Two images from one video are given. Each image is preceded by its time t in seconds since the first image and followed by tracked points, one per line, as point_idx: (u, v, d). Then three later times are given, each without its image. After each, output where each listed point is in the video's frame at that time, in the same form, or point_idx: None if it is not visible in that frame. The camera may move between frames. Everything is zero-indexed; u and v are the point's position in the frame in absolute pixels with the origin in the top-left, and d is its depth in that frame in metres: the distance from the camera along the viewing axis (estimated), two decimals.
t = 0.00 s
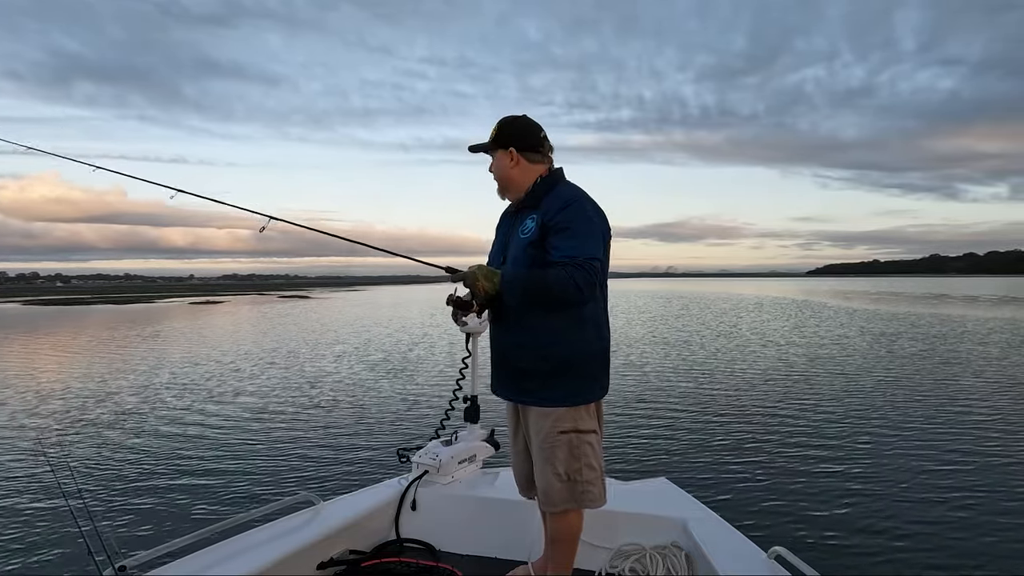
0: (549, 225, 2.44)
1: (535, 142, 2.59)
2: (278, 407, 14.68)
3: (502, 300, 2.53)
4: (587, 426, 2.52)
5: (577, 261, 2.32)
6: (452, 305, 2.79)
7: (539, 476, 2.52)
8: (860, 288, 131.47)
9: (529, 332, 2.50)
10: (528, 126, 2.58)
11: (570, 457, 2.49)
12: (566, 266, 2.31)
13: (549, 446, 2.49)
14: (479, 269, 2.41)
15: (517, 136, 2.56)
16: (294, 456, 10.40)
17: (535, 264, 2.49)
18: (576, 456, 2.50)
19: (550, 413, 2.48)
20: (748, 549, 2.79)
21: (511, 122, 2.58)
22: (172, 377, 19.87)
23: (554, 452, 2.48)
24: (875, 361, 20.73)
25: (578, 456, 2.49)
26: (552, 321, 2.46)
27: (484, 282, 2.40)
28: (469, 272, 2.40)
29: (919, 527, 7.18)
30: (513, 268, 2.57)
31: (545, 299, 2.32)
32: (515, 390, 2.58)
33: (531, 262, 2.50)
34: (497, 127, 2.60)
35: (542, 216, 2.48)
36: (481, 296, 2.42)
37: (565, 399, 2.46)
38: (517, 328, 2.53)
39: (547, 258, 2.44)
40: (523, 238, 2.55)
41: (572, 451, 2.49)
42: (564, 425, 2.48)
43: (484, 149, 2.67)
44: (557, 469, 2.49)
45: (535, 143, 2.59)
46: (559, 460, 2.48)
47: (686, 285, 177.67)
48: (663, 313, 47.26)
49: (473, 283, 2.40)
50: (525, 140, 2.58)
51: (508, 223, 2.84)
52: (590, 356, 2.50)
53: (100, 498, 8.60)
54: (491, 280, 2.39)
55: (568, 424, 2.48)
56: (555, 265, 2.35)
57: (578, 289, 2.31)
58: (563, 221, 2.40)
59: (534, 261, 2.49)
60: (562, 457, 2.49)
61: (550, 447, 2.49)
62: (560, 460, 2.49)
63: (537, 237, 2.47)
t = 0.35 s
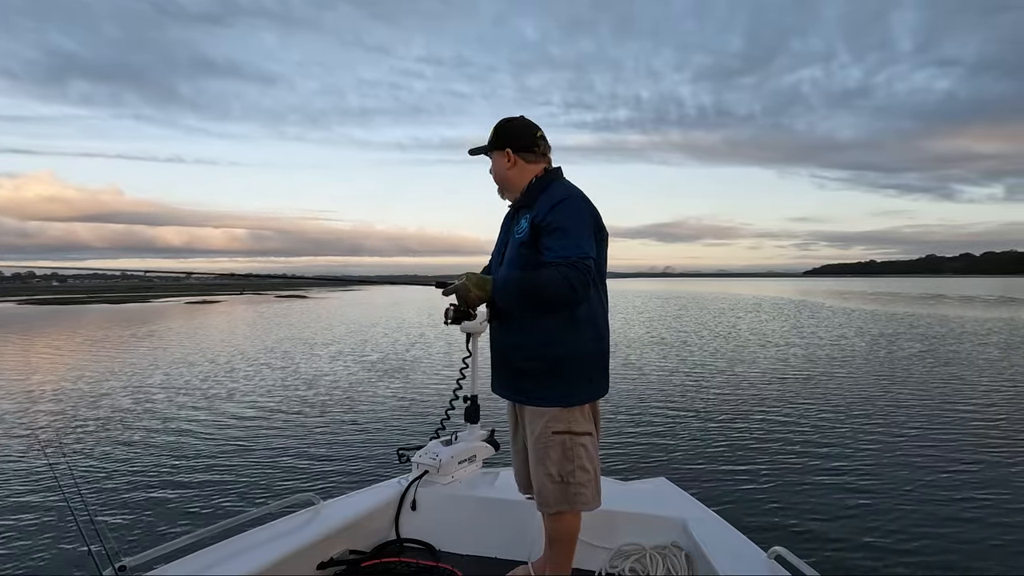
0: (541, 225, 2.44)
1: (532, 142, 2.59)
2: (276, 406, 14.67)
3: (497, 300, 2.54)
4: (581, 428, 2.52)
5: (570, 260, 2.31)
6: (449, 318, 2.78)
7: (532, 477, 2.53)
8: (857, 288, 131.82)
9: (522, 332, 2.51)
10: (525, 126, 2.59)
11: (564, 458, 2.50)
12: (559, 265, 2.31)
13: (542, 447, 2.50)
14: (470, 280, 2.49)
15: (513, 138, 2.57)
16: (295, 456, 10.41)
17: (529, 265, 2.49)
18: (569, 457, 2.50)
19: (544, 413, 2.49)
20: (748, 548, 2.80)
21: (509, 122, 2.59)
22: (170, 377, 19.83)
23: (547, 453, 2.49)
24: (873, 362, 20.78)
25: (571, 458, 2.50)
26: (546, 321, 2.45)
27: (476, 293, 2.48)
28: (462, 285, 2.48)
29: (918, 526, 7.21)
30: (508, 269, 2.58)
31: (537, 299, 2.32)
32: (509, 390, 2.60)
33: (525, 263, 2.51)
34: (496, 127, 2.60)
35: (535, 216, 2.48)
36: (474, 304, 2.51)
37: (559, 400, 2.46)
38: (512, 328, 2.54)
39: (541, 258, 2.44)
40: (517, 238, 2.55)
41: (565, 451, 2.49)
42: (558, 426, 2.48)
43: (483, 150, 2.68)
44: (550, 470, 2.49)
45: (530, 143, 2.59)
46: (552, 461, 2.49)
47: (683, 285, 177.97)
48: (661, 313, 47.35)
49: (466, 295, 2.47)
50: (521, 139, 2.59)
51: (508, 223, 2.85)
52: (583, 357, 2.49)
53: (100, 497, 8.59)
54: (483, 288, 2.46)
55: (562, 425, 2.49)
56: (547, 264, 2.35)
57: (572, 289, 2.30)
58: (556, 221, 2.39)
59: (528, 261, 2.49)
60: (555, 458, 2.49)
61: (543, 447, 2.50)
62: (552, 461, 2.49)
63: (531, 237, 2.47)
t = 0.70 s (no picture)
0: (545, 224, 2.45)
1: (542, 142, 2.61)
2: (275, 407, 14.66)
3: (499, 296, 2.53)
4: (584, 428, 2.52)
5: (574, 258, 2.33)
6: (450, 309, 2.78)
7: (535, 477, 2.53)
8: (854, 288, 132.12)
9: (524, 330, 2.51)
10: (539, 125, 2.61)
11: (566, 458, 2.50)
12: (564, 263, 2.32)
13: (545, 447, 2.50)
14: (476, 270, 2.47)
15: (525, 135, 2.58)
16: (295, 456, 10.42)
17: (533, 264, 2.49)
18: (572, 457, 2.50)
19: (547, 413, 2.49)
20: (749, 549, 2.81)
21: (525, 118, 2.58)
22: (168, 377, 19.82)
23: (551, 453, 2.49)
24: (871, 362, 20.81)
25: (574, 458, 2.50)
26: (547, 319, 2.46)
27: (481, 283, 2.46)
28: (467, 273, 2.46)
29: (917, 528, 7.24)
30: (512, 266, 2.57)
31: (540, 296, 2.32)
32: (511, 389, 2.60)
33: (528, 262, 2.51)
34: (512, 122, 2.58)
35: (539, 214, 2.49)
36: (478, 297, 2.48)
37: (563, 399, 2.46)
38: (513, 327, 2.55)
39: (544, 256, 2.44)
40: (521, 236, 2.55)
41: (568, 452, 2.49)
42: (561, 427, 2.49)
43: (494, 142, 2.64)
44: (553, 471, 2.49)
45: (543, 142, 2.62)
46: (555, 462, 2.49)
47: (680, 285, 178.21)
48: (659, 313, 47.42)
49: (471, 284, 2.46)
50: (532, 136, 2.60)
51: (510, 223, 2.86)
52: (585, 357, 2.50)
53: (101, 498, 8.58)
54: (488, 280, 2.45)
55: (565, 425, 2.49)
56: (552, 262, 2.35)
57: (575, 287, 2.31)
58: (561, 220, 2.41)
59: (532, 260, 2.49)
60: (558, 458, 2.49)
61: (546, 448, 2.50)
62: (555, 462, 2.49)
63: (533, 236, 2.49)
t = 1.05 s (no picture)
0: (554, 222, 2.45)
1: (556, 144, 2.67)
2: (273, 407, 14.66)
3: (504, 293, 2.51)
4: (589, 427, 2.53)
5: (583, 255, 2.34)
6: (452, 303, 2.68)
7: (540, 477, 2.53)
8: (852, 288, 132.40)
9: (529, 328, 2.51)
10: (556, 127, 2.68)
11: (572, 458, 2.50)
12: (573, 261, 2.33)
13: (550, 447, 2.49)
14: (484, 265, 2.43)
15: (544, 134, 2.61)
16: (295, 457, 10.42)
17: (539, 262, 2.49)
18: (578, 457, 2.50)
19: (552, 413, 2.49)
20: (749, 549, 2.81)
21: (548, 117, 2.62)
22: (166, 377, 19.81)
23: (556, 453, 2.49)
24: (870, 362, 20.86)
25: (580, 458, 2.50)
26: (552, 318, 2.46)
27: (489, 278, 2.43)
28: (475, 268, 2.42)
29: (915, 528, 7.28)
30: (517, 264, 2.55)
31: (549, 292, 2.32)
32: (515, 388, 2.59)
33: (535, 259, 2.50)
34: (536, 117, 2.59)
35: (549, 212, 2.50)
36: (484, 292, 2.44)
37: (569, 399, 2.47)
38: (519, 325, 2.55)
39: (552, 254, 2.44)
40: (529, 234, 2.55)
41: (574, 451, 2.50)
42: (566, 426, 2.49)
43: (514, 133, 2.60)
44: (559, 471, 2.49)
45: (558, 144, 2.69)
46: (561, 461, 2.49)
47: (678, 285, 178.45)
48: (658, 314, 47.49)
49: (478, 279, 2.42)
50: (548, 136, 2.65)
51: (510, 221, 2.85)
52: (589, 356, 2.50)
53: (101, 499, 8.57)
54: (497, 276, 2.43)
55: (570, 425, 2.49)
56: (561, 259, 2.35)
57: (583, 284, 2.33)
58: (570, 218, 2.42)
59: (538, 258, 2.48)
60: (563, 458, 2.50)
61: (551, 448, 2.50)
62: (561, 462, 2.49)
63: (542, 234, 2.48)
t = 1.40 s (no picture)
0: (561, 221, 2.46)
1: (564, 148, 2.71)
2: (272, 408, 14.67)
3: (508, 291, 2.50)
4: (595, 426, 2.54)
5: (588, 253, 2.36)
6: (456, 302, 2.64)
7: (547, 477, 2.53)
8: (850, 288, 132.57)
9: (534, 327, 2.51)
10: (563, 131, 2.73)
11: (580, 457, 2.51)
12: (579, 258, 2.34)
13: (558, 448, 2.49)
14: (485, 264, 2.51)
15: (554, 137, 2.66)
16: (295, 457, 10.43)
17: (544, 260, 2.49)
18: (586, 456, 2.51)
19: (558, 413, 2.49)
20: (749, 549, 2.82)
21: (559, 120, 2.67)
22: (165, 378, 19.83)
23: (564, 453, 2.49)
24: (869, 362, 20.91)
25: (587, 456, 2.52)
26: (556, 316, 2.47)
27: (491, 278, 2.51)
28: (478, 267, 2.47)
29: (913, 528, 7.30)
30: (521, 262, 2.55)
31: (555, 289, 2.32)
32: (519, 388, 2.59)
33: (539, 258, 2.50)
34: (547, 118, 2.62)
35: (555, 211, 2.51)
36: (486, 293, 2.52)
37: (576, 399, 2.47)
38: (523, 324, 2.55)
39: (557, 252, 2.45)
40: (533, 232, 2.54)
41: (582, 451, 2.50)
42: (574, 426, 2.50)
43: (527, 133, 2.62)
44: (566, 471, 2.49)
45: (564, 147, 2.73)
46: (569, 461, 2.50)
47: (676, 285, 178.60)
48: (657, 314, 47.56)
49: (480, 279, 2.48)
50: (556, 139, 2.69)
51: (510, 221, 2.83)
52: (593, 356, 2.51)
53: (100, 500, 8.57)
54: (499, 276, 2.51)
55: (578, 425, 2.50)
56: (567, 257, 2.36)
57: (588, 283, 2.35)
58: (576, 216, 2.44)
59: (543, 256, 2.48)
60: (571, 458, 2.50)
61: (559, 448, 2.50)
62: (569, 462, 2.50)
63: (547, 232, 2.49)
